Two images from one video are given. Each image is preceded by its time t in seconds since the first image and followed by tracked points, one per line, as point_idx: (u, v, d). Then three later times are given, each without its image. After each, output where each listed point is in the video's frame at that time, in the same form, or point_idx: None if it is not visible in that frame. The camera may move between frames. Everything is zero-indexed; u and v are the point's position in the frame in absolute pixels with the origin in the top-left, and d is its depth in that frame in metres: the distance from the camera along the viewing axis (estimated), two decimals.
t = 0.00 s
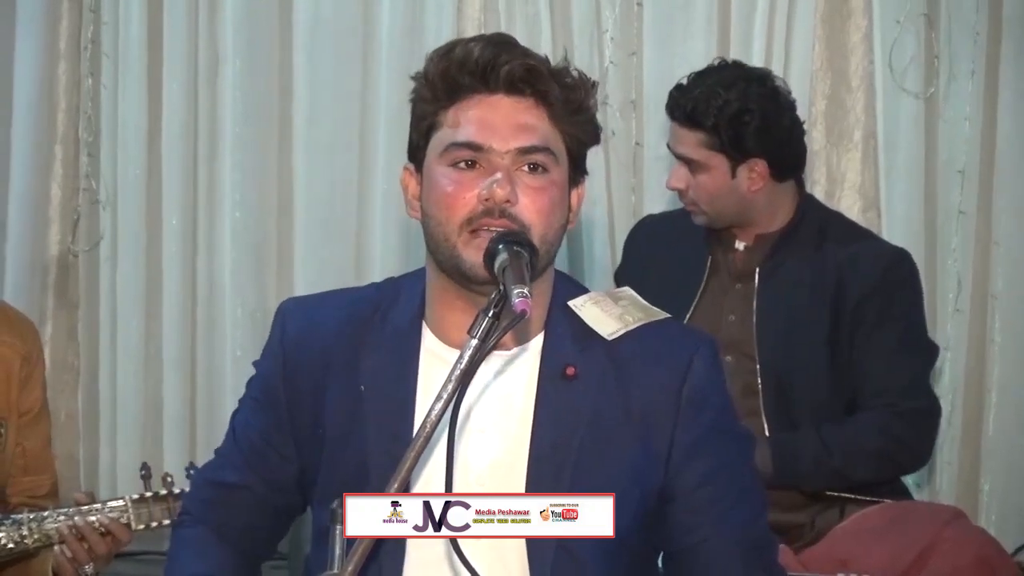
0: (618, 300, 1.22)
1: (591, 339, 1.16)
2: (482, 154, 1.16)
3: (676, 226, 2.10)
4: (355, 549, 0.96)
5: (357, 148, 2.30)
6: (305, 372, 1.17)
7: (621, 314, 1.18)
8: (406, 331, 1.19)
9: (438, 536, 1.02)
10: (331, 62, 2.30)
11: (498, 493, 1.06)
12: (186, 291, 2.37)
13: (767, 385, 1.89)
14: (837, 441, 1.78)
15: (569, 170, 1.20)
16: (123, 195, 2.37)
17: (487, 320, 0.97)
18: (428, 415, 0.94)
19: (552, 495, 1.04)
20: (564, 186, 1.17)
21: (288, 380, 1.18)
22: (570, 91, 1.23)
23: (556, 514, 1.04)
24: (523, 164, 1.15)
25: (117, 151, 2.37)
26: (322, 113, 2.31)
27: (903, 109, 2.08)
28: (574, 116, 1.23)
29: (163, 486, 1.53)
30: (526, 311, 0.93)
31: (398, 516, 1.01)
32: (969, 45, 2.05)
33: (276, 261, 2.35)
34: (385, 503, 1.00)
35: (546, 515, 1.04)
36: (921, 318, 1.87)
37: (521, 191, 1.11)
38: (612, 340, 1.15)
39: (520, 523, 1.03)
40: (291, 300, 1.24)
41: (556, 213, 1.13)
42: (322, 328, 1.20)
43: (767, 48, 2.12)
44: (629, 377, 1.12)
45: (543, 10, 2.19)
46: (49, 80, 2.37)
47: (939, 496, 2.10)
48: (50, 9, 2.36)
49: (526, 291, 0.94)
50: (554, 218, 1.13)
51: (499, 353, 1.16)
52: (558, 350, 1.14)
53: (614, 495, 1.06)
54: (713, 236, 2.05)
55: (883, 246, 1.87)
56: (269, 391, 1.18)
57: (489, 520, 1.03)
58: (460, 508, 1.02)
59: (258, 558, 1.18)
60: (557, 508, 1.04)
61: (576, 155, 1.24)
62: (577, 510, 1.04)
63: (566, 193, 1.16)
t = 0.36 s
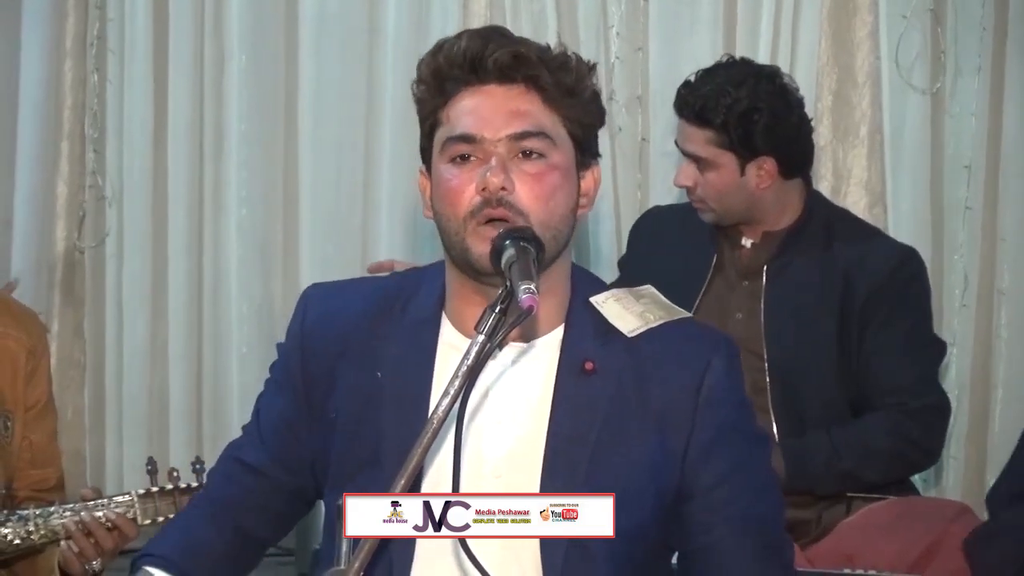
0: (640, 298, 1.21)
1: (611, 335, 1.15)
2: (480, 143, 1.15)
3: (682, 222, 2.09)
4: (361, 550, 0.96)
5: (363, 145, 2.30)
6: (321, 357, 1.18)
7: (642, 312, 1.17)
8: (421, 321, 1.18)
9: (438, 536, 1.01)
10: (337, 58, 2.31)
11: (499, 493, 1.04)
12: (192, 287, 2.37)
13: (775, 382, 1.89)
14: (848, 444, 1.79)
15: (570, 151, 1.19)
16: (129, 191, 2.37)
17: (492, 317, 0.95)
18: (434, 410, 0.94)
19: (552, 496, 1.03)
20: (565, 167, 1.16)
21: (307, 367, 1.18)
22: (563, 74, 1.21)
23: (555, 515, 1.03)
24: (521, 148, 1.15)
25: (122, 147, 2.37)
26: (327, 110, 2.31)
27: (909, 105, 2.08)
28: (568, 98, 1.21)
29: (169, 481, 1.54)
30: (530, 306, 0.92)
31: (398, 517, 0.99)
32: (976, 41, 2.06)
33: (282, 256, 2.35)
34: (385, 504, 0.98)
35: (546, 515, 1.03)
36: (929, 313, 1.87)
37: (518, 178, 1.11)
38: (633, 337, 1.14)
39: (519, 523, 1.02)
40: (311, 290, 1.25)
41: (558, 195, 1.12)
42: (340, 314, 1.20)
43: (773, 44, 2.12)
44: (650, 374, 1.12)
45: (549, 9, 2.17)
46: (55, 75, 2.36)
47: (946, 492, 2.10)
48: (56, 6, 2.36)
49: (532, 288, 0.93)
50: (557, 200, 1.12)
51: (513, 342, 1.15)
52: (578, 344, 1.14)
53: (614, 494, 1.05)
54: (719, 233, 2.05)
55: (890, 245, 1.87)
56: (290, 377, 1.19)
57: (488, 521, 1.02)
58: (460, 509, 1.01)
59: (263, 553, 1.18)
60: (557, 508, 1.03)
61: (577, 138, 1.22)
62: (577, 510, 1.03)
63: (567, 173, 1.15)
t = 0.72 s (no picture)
0: (650, 295, 1.15)
1: (620, 332, 1.10)
2: (402, 202, 1.03)
3: (685, 219, 2.08)
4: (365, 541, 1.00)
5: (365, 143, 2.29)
6: (333, 351, 1.17)
7: (653, 309, 1.12)
8: (430, 317, 1.16)
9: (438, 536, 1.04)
10: (339, 53, 2.29)
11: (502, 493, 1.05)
12: (197, 285, 2.37)
13: (777, 384, 1.89)
14: (851, 445, 1.79)
15: (509, 185, 1.03)
16: (133, 190, 2.38)
17: (497, 315, 0.94)
18: (438, 410, 0.94)
19: (552, 496, 1.03)
20: (502, 207, 1.02)
21: (320, 361, 1.18)
22: (483, 110, 1.01)
23: (556, 514, 1.03)
24: (449, 206, 1.01)
25: (126, 145, 2.38)
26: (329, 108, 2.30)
27: (912, 103, 2.08)
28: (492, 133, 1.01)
29: (172, 478, 1.54)
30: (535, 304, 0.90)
31: (398, 516, 1.02)
32: (980, 40, 2.05)
33: (286, 255, 2.34)
34: (383, 503, 1.01)
35: (546, 514, 1.03)
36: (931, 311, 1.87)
37: (455, 251, 1.01)
38: (641, 336, 1.09)
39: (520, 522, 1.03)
40: (330, 281, 1.23)
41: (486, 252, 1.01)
42: (351, 307, 1.19)
43: (777, 42, 2.12)
44: (659, 367, 1.07)
45: (553, 3, 2.20)
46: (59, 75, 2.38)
47: (950, 491, 2.10)
48: (62, 7, 2.39)
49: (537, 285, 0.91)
50: (485, 260, 1.01)
51: (518, 334, 1.12)
52: (585, 338, 1.10)
53: (614, 494, 1.02)
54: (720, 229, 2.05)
55: (891, 244, 1.87)
56: (306, 370, 1.19)
57: (488, 520, 1.04)
58: (460, 508, 1.04)
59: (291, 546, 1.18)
60: (557, 508, 1.03)
61: (517, 168, 1.03)
62: (577, 509, 1.02)
63: (502, 221, 1.02)
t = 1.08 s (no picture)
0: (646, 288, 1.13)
1: (616, 326, 1.07)
2: (377, 242, 1.00)
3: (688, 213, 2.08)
4: (369, 541, 0.99)
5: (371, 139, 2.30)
6: (332, 351, 1.16)
7: (649, 302, 1.09)
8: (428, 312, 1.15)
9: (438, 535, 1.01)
10: (346, 51, 2.30)
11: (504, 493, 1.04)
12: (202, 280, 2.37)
13: (778, 379, 1.89)
14: (852, 436, 1.80)
15: (481, 217, 0.99)
16: (138, 186, 2.39)
17: (503, 310, 0.93)
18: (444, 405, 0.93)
19: (552, 496, 1.02)
20: (478, 239, 0.99)
21: (319, 362, 1.17)
22: (444, 162, 0.95)
23: (556, 514, 1.02)
24: (426, 253, 0.98)
25: (132, 141, 2.39)
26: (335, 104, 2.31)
27: (917, 98, 2.08)
28: (457, 179, 0.96)
29: (177, 476, 1.56)
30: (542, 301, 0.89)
31: (398, 517, 1.00)
32: (985, 35, 2.05)
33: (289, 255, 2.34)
34: (383, 503, 0.99)
35: (546, 515, 1.02)
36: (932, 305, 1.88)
37: (443, 288, 0.99)
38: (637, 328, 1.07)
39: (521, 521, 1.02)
40: (327, 285, 1.22)
41: (468, 285, 1.00)
42: (350, 307, 1.18)
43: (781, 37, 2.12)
44: (656, 358, 1.05)
45: None
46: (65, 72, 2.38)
47: (955, 484, 2.11)
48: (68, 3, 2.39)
49: (542, 281, 0.89)
50: (468, 293, 1.00)
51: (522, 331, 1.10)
52: (582, 330, 1.08)
53: (614, 495, 1.02)
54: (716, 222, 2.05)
55: (887, 234, 1.87)
56: (304, 371, 1.18)
57: (489, 519, 1.02)
58: (461, 509, 1.02)
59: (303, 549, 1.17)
60: (557, 509, 1.02)
61: (487, 203, 0.99)
62: (577, 510, 1.01)
63: (482, 254, 0.99)
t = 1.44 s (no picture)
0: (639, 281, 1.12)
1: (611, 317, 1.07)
2: (386, 256, 0.98)
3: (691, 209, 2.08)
4: (370, 540, 0.98)
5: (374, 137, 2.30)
6: (331, 367, 1.12)
7: (644, 293, 1.09)
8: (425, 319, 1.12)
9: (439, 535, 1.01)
10: (349, 48, 2.30)
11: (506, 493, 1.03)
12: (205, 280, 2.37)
13: (780, 375, 1.88)
14: (853, 432, 1.80)
15: (488, 220, 0.98)
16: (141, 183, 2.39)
17: (504, 308, 0.92)
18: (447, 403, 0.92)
19: (552, 496, 1.02)
20: (488, 241, 0.98)
21: (318, 373, 1.13)
22: (450, 166, 0.95)
23: (556, 514, 1.02)
24: (438, 259, 0.97)
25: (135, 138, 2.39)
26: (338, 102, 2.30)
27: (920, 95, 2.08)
28: (465, 183, 0.96)
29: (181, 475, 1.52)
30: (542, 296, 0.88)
31: (398, 517, 0.99)
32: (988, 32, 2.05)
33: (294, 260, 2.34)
34: (383, 502, 0.99)
35: (547, 514, 1.02)
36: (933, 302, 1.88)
37: (456, 294, 0.98)
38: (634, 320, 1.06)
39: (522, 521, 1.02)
40: (315, 298, 1.17)
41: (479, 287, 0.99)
42: (346, 318, 1.14)
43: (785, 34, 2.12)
44: (655, 352, 1.04)
45: None
46: (68, 68, 2.39)
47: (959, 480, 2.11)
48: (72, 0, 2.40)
49: (544, 277, 0.88)
50: (480, 294, 0.99)
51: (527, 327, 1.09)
52: (579, 324, 1.08)
53: (614, 494, 1.01)
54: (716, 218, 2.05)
55: (886, 229, 1.87)
56: (301, 385, 1.13)
57: (489, 520, 1.02)
58: (461, 509, 1.02)
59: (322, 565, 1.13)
60: (557, 508, 1.01)
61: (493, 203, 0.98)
62: (577, 509, 1.01)
63: (491, 256, 0.98)
